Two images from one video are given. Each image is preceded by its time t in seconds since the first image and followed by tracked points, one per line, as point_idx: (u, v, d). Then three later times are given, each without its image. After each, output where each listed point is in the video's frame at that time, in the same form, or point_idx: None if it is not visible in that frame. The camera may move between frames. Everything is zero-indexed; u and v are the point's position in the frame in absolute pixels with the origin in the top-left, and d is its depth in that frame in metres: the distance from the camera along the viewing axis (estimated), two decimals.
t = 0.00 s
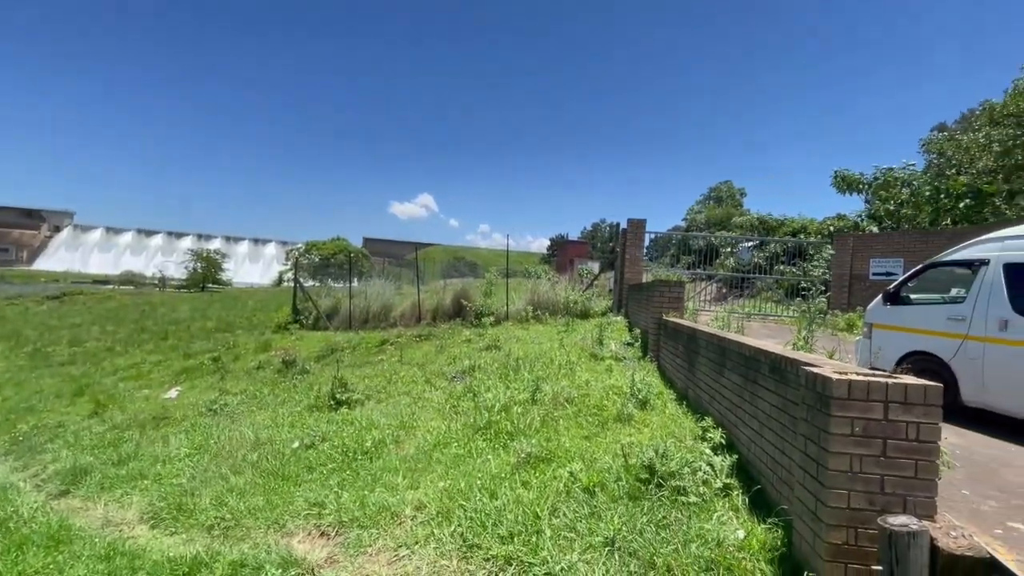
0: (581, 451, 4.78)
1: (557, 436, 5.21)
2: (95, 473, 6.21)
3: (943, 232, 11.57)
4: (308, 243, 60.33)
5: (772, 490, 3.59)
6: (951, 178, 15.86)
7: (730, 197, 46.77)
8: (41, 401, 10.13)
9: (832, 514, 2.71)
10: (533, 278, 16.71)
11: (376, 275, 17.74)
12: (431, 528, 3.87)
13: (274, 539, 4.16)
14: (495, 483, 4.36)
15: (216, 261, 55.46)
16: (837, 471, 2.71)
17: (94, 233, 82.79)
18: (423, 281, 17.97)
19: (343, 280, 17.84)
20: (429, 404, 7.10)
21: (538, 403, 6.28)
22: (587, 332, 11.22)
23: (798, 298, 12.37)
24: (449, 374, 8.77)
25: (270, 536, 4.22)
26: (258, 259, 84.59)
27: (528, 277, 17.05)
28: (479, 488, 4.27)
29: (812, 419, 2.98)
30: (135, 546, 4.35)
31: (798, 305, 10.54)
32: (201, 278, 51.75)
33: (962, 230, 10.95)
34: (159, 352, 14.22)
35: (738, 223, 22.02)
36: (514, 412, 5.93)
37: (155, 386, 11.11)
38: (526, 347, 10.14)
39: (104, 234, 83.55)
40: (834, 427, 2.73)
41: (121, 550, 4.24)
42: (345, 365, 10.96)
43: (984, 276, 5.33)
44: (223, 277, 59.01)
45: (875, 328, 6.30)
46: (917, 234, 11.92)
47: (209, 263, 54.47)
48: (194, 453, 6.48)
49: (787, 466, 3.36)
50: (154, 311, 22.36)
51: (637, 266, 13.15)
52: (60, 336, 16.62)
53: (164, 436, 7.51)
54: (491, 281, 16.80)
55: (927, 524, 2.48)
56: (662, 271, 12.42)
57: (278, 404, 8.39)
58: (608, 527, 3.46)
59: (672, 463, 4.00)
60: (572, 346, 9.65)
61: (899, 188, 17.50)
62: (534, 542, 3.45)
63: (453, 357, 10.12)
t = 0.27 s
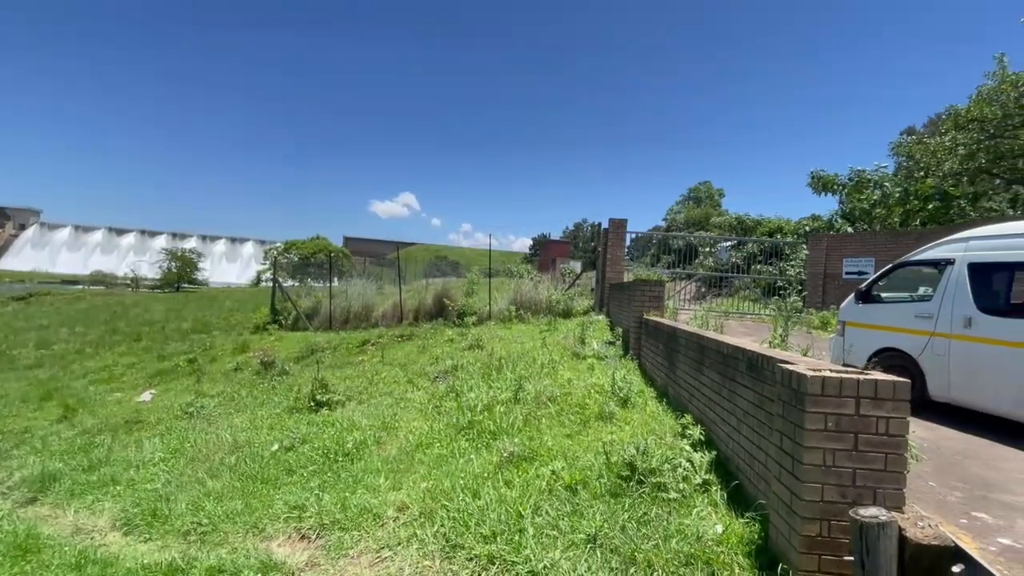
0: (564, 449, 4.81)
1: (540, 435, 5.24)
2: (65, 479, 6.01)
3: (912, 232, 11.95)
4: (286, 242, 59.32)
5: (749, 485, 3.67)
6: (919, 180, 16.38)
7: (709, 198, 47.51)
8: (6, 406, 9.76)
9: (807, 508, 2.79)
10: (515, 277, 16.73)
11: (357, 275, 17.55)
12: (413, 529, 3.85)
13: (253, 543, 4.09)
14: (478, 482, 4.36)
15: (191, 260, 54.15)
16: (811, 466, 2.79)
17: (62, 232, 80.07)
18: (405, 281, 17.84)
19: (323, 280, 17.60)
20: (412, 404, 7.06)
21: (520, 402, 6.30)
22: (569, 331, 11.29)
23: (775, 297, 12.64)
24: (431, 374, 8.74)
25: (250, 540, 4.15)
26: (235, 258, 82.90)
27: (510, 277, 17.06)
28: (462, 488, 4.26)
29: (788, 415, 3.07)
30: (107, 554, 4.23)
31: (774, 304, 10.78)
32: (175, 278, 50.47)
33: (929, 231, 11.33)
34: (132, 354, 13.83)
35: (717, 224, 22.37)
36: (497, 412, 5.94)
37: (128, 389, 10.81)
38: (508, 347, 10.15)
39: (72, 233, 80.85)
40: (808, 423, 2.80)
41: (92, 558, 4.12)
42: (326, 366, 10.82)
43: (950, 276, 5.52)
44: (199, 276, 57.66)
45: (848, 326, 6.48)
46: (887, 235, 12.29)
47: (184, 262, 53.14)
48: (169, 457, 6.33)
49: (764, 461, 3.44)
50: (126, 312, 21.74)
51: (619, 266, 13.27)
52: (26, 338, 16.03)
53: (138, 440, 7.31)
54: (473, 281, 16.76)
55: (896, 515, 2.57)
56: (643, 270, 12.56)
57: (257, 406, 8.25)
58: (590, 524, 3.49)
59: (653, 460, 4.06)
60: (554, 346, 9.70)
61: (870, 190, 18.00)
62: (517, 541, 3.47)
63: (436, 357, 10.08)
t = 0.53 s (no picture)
0: (545, 448, 4.84)
1: (521, 434, 5.26)
2: (31, 487, 5.81)
3: (882, 232, 12.32)
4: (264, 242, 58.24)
5: (726, 480, 3.76)
6: (888, 182, 16.88)
7: (688, 198, 48.20)
8: None
9: (780, 501, 2.86)
10: (497, 277, 16.73)
11: (337, 275, 17.34)
12: (394, 530, 3.84)
13: (230, 549, 4.02)
14: (459, 482, 4.35)
15: (164, 260, 52.75)
16: (784, 460, 2.86)
17: (27, 231, 77.22)
18: (386, 281, 17.69)
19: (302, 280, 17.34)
20: (393, 405, 7.01)
21: (502, 402, 6.31)
22: (551, 330, 11.34)
23: (751, 296, 12.90)
24: (412, 375, 8.69)
25: (227, 545, 4.07)
26: (211, 258, 81.09)
27: (492, 276, 17.05)
28: (443, 489, 4.26)
29: (762, 411, 3.14)
30: (77, 563, 4.11)
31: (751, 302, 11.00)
32: (148, 278, 49.11)
33: (898, 231, 11.69)
34: (103, 357, 13.43)
35: (696, 224, 22.71)
36: (479, 412, 5.94)
37: (99, 393, 10.50)
38: (490, 346, 10.15)
39: (38, 232, 78.00)
40: (782, 418, 2.88)
41: (61, 567, 4.00)
42: (305, 368, 10.67)
43: (916, 275, 5.71)
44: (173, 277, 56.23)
45: (820, 324, 6.66)
46: (858, 235, 12.64)
47: (157, 262, 51.76)
48: (142, 463, 6.17)
49: (740, 457, 3.51)
50: (96, 313, 21.07)
51: (600, 265, 13.38)
52: None
53: (109, 446, 7.11)
54: (455, 281, 16.70)
55: (864, 507, 2.66)
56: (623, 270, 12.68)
57: (234, 409, 8.09)
58: (571, 522, 3.52)
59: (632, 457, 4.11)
60: (536, 345, 9.74)
61: (842, 191, 18.49)
62: (498, 540, 3.48)
63: (417, 358, 10.03)
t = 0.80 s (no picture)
0: (525, 447, 4.86)
1: (502, 434, 5.27)
2: None
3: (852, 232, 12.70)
4: (240, 242, 57.02)
5: (702, 476, 3.83)
6: (858, 184, 17.41)
7: (666, 199, 48.90)
8: None
9: (754, 495, 2.93)
10: (478, 277, 16.70)
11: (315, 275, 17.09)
12: (373, 532, 3.80)
13: (204, 555, 3.93)
14: (439, 483, 4.34)
15: (135, 261, 51.20)
16: (758, 455, 2.93)
17: None
18: (365, 281, 17.51)
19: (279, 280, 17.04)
20: (372, 406, 6.95)
21: (482, 401, 6.31)
22: (531, 330, 11.38)
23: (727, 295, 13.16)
24: (392, 376, 8.62)
25: (200, 552, 3.98)
26: (183, 258, 79.02)
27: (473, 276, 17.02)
28: (423, 490, 4.24)
29: (736, 407, 3.21)
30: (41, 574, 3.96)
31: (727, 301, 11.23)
32: (117, 279, 47.60)
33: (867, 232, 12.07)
34: (69, 361, 12.97)
35: (674, 224, 23.05)
36: (459, 412, 5.92)
37: (65, 398, 10.14)
38: (471, 346, 10.13)
39: None
40: (755, 414, 2.95)
41: None
42: (282, 370, 10.50)
43: (883, 274, 5.90)
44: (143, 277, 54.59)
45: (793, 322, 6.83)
46: (829, 235, 13.00)
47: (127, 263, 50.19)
48: (111, 469, 5.98)
49: (715, 452, 3.58)
50: (61, 316, 20.34)
51: (580, 265, 13.47)
52: None
53: (76, 452, 6.87)
54: (435, 281, 16.63)
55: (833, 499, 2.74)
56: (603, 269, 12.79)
57: (208, 413, 7.91)
58: (551, 520, 3.55)
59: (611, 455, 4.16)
60: (516, 345, 9.76)
61: (814, 192, 19.01)
62: (478, 540, 3.48)
63: (398, 358, 9.96)
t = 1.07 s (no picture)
0: (503, 445, 4.87)
1: (480, 432, 5.28)
2: None
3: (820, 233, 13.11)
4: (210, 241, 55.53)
5: (675, 469, 3.91)
6: (825, 186, 17.96)
7: (643, 199, 49.55)
8: None
9: (725, 487, 3.00)
10: (456, 276, 16.65)
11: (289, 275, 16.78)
12: (349, 533, 3.77)
13: (174, 561, 3.83)
14: (416, 483, 4.32)
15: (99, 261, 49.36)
16: (728, 448, 3.01)
17: None
18: (341, 281, 17.27)
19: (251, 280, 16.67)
20: (348, 407, 6.87)
21: (460, 400, 6.30)
22: (510, 329, 11.41)
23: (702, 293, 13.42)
24: (369, 376, 8.53)
25: (170, 558, 3.88)
26: (151, 258, 76.55)
27: (451, 275, 16.95)
28: (400, 490, 4.21)
29: (707, 402, 3.29)
30: None
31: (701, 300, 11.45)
32: (80, 279, 45.82)
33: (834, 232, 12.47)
34: (28, 365, 12.44)
35: (650, 224, 23.39)
36: (437, 411, 5.90)
37: (24, 404, 9.72)
38: (449, 346, 10.10)
39: None
40: (726, 408, 3.02)
41: None
42: (255, 371, 10.28)
43: (848, 273, 6.10)
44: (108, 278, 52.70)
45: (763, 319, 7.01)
46: (798, 235, 13.39)
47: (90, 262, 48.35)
48: (74, 476, 5.77)
49: (688, 446, 3.66)
50: (20, 318, 19.48)
51: (557, 264, 13.56)
52: None
53: (36, 460, 6.60)
54: (413, 281, 16.50)
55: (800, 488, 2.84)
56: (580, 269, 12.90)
57: (177, 416, 7.69)
58: (528, 516, 3.57)
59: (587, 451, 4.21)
60: (494, 344, 9.77)
61: (784, 193, 19.53)
62: (456, 538, 3.48)
63: (375, 359, 9.86)
